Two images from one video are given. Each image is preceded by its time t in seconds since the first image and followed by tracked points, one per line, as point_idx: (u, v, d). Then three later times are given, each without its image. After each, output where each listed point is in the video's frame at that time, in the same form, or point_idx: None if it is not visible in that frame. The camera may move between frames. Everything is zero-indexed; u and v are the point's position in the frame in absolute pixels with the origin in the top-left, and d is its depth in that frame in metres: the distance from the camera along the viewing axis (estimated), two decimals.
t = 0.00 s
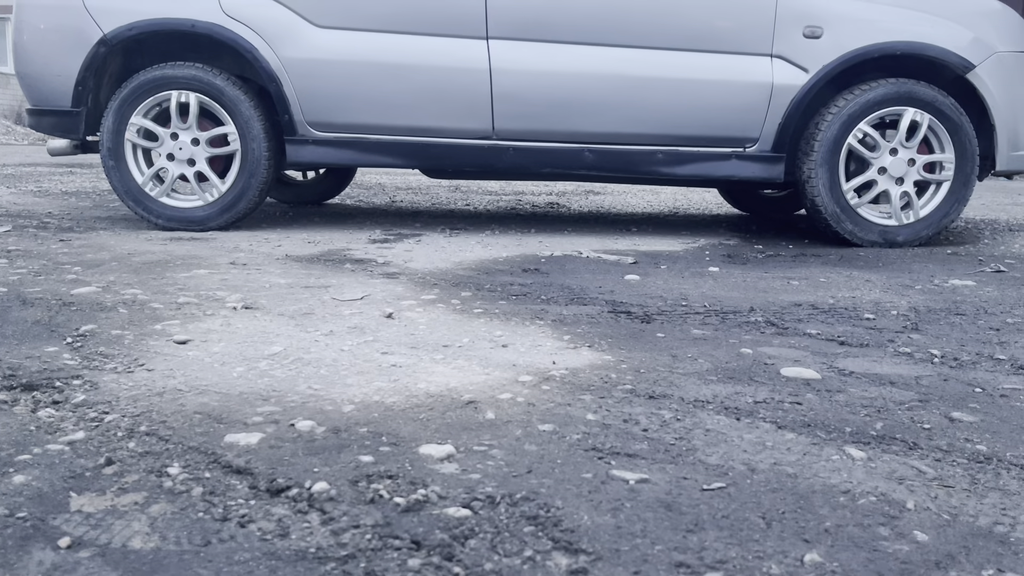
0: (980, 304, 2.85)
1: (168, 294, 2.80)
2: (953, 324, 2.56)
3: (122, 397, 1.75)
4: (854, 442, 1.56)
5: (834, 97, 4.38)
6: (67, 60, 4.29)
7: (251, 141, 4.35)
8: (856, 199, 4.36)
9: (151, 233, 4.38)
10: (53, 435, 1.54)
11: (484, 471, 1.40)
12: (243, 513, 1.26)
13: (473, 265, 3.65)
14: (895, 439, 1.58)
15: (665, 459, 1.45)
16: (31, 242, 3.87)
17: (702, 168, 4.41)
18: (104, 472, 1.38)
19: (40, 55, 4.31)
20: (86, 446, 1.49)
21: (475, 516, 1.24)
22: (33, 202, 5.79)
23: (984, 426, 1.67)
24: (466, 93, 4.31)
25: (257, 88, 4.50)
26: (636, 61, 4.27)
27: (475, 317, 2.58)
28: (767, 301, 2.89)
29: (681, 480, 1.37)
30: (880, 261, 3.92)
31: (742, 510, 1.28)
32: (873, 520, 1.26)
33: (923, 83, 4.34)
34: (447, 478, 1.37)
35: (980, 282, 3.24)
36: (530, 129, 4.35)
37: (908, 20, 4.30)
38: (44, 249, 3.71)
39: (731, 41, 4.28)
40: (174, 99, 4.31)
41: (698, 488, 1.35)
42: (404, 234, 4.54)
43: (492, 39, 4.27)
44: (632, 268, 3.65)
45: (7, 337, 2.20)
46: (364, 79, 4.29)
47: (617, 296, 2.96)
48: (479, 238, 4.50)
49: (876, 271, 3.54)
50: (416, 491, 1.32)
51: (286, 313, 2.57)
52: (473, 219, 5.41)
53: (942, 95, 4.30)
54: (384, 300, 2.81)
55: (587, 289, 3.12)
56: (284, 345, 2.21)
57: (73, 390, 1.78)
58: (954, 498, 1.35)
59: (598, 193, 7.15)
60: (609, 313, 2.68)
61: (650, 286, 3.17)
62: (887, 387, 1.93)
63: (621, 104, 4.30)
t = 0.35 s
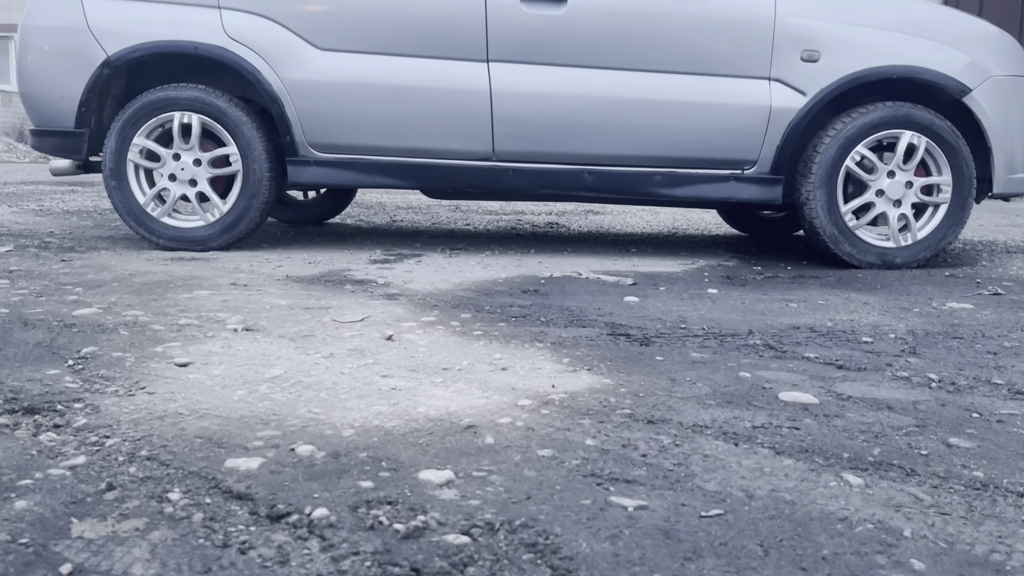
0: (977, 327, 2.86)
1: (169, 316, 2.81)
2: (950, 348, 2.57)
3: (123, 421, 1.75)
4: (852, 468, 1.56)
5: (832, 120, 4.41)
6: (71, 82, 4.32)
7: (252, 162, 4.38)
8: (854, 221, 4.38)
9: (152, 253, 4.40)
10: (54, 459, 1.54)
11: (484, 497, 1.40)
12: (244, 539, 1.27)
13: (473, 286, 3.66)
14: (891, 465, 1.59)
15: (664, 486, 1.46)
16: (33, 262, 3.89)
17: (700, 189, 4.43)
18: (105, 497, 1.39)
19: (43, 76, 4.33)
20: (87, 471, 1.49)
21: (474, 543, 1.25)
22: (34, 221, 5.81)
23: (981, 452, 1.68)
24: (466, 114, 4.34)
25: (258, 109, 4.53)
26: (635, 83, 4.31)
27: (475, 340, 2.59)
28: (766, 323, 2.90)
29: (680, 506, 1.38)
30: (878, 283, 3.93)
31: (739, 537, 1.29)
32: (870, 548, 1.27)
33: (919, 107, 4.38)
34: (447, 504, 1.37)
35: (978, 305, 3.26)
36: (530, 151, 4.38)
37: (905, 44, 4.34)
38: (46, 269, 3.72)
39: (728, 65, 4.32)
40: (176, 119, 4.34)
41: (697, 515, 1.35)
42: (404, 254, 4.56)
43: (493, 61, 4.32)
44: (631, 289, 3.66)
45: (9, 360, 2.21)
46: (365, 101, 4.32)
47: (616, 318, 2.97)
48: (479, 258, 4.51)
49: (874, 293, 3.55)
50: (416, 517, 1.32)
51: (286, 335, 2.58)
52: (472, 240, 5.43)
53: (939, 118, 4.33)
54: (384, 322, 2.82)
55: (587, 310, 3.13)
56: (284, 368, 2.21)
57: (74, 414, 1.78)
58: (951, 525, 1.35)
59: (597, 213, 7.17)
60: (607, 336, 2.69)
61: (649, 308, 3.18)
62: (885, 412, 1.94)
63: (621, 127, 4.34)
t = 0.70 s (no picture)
0: (977, 359, 2.86)
1: (172, 345, 2.82)
2: (950, 380, 2.58)
3: (126, 454, 1.76)
4: (852, 505, 1.57)
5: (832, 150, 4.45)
6: (77, 111, 4.35)
7: (256, 190, 4.41)
8: (853, 250, 4.41)
9: (155, 280, 4.42)
10: (58, 494, 1.55)
11: (485, 534, 1.41)
12: None
13: (474, 314, 3.67)
14: (892, 502, 1.59)
15: (664, 523, 1.47)
16: (36, 290, 3.91)
17: (699, 218, 4.47)
18: (109, 534, 1.40)
19: (50, 105, 4.37)
20: (91, 506, 1.50)
21: None
22: (38, 247, 5.84)
23: (980, 489, 1.69)
24: (469, 144, 4.39)
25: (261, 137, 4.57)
26: (634, 113, 4.37)
27: (476, 370, 2.60)
28: (766, 354, 2.91)
29: (680, 544, 1.39)
30: (878, 312, 3.94)
31: None
32: None
33: (918, 137, 4.41)
34: (449, 542, 1.38)
35: (977, 336, 3.27)
36: (532, 180, 4.43)
37: (903, 76, 4.38)
38: (49, 297, 3.75)
39: (727, 95, 4.38)
40: (181, 148, 4.38)
41: (697, 553, 1.36)
42: (406, 282, 4.58)
43: (495, 91, 4.38)
44: (632, 318, 3.68)
45: (12, 391, 2.22)
46: (368, 131, 4.36)
47: (617, 348, 2.98)
48: (480, 286, 4.53)
49: (873, 323, 3.57)
50: (418, 556, 1.33)
51: (289, 366, 2.59)
52: (473, 267, 5.45)
53: (937, 149, 4.36)
54: (386, 352, 2.83)
55: (587, 340, 3.14)
56: (286, 400, 2.22)
57: (78, 447, 1.79)
58: (951, 564, 1.36)
59: (599, 239, 7.20)
60: (608, 367, 2.70)
61: (650, 338, 3.19)
62: (885, 447, 1.95)
63: (621, 156, 4.38)
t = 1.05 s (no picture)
0: (979, 397, 2.86)
1: (176, 382, 2.82)
2: (952, 419, 2.58)
3: (132, 496, 1.77)
4: (855, 550, 1.58)
5: (831, 185, 4.49)
6: (85, 145, 4.40)
7: (261, 223, 4.47)
8: (855, 284, 4.42)
9: (159, 313, 4.45)
10: (65, 537, 1.56)
11: None
12: None
13: (476, 348, 3.68)
14: (894, 546, 1.60)
15: (668, 568, 1.48)
16: (42, 324, 3.94)
17: (699, 252, 4.51)
18: None
19: (58, 139, 4.41)
20: (98, 550, 1.51)
21: None
22: (42, 279, 5.86)
23: (983, 532, 1.69)
24: (472, 179, 4.44)
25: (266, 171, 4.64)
26: (635, 149, 4.43)
27: (479, 408, 2.61)
28: (769, 392, 2.91)
29: None
30: (879, 348, 3.95)
31: None
32: None
33: (917, 173, 4.45)
34: None
35: (979, 372, 3.28)
36: (534, 214, 4.48)
37: (902, 112, 4.42)
38: (54, 331, 3.77)
39: (727, 131, 4.44)
40: (186, 182, 4.44)
41: None
42: (408, 315, 4.59)
43: (498, 127, 4.44)
44: (635, 352, 3.68)
45: (18, 429, 2.23)
46: (371, 166, 4.42)
47: (619, 385, 2.98)
48: (483, 319, 4.54)
49: (875, 359, 3.57)
50: None
51: (292, 403, 2.60)
52: (476, 299, 5.46)
53: (936, 184, 4.39)
54: (390, 388, 2.83)
55: (590, 376, 3.14)
56: (290, 439, 2.23)
57: (83, 488, 1.80)
58: None
59: (600, 271, 7.21)
60: (611, 404, 2.70)
61: (652, 374, 3.19)
62: (888, 489, 1.95)
63: (622, 191, 4.43)
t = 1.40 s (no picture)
0: (984, 441, 2.86)
1: (181, 424, 2.83)
2: (956, 464, 2.58)
3: (138, 544, 1.78)
4: None
5: (833, 226, 4.52)
6: (93, 185, 4.48)
7: (266, 262, 4.52)
8: (857, 323, 4.44)
9: (163, 352, 4.47)
10: None
11: None
12: None
13: (480, 388, 3.68)
14: None
15: None
16: (47, 363, 3.95)
17: (701, 292, 4.53)
18: None
19: (67, 179, 4.50)
20: None
21: None
22: (46, 317, 5.88)
23: None
24: (475, 219, 4.50)
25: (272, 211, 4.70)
26: (638, 189, 4.47)
27: (484, 452, 2.61)
28: (772, 434, 2.91)
29: None
30: (882, 389, 3.95)
31: None
32: None
33: (917, 214, 4.48)
34: None
35: (984, 415, 3.27)
36: (537, 253, 4.52)
37: (902, 154, 4.47)
38: (59, 370, 3.78)
39: (729, 171, 4.48)
40: (193, 222, 4.51)
41: None
42: (412, 353, 4.60)
43: (502, 168, 4.50)
44: (639, 393, 3.69)
45: (24, 474, 2.23)
46: (376, 206, 4.49)
47: (623, 427, 2.98)
48: (486, 358, 4.55)
49: (879, 400, 3.58)
50: None
51: (297, 447, 2.60)
52: (479, 336, 5.47)
53: (937, 225, 4.42)
54: (394, 431, 2.84)
55: (594, 417, 3.14)
56: (295, 484, 2.23)
57: (90, 536, 1.81)
58: None
59: (603, 307, 7.21)
60: (615, 448, 2.70)
61: (656, 415, 3.19)
62: (893, 537, 1.95)
63: (625, 230, 4.46)
